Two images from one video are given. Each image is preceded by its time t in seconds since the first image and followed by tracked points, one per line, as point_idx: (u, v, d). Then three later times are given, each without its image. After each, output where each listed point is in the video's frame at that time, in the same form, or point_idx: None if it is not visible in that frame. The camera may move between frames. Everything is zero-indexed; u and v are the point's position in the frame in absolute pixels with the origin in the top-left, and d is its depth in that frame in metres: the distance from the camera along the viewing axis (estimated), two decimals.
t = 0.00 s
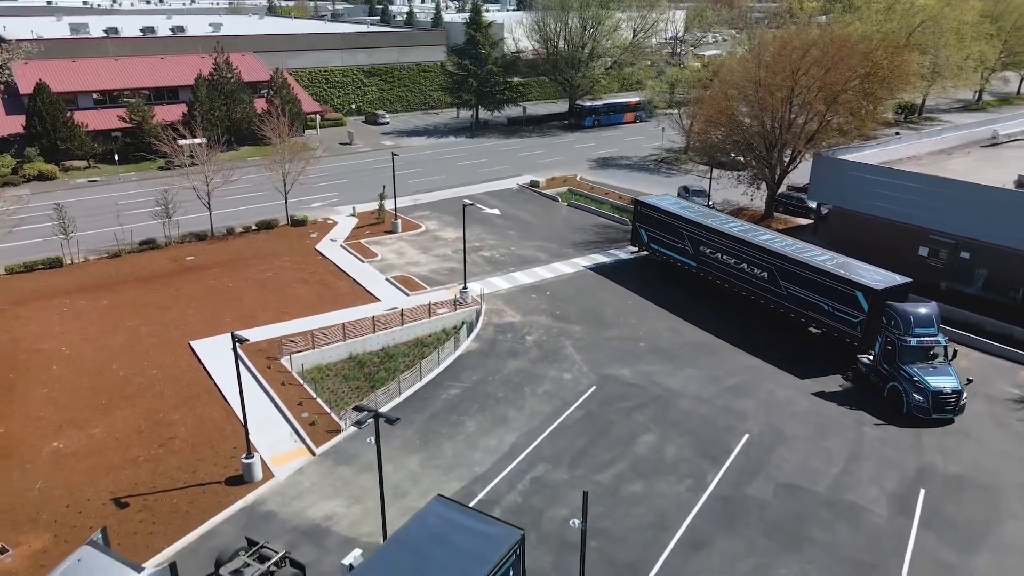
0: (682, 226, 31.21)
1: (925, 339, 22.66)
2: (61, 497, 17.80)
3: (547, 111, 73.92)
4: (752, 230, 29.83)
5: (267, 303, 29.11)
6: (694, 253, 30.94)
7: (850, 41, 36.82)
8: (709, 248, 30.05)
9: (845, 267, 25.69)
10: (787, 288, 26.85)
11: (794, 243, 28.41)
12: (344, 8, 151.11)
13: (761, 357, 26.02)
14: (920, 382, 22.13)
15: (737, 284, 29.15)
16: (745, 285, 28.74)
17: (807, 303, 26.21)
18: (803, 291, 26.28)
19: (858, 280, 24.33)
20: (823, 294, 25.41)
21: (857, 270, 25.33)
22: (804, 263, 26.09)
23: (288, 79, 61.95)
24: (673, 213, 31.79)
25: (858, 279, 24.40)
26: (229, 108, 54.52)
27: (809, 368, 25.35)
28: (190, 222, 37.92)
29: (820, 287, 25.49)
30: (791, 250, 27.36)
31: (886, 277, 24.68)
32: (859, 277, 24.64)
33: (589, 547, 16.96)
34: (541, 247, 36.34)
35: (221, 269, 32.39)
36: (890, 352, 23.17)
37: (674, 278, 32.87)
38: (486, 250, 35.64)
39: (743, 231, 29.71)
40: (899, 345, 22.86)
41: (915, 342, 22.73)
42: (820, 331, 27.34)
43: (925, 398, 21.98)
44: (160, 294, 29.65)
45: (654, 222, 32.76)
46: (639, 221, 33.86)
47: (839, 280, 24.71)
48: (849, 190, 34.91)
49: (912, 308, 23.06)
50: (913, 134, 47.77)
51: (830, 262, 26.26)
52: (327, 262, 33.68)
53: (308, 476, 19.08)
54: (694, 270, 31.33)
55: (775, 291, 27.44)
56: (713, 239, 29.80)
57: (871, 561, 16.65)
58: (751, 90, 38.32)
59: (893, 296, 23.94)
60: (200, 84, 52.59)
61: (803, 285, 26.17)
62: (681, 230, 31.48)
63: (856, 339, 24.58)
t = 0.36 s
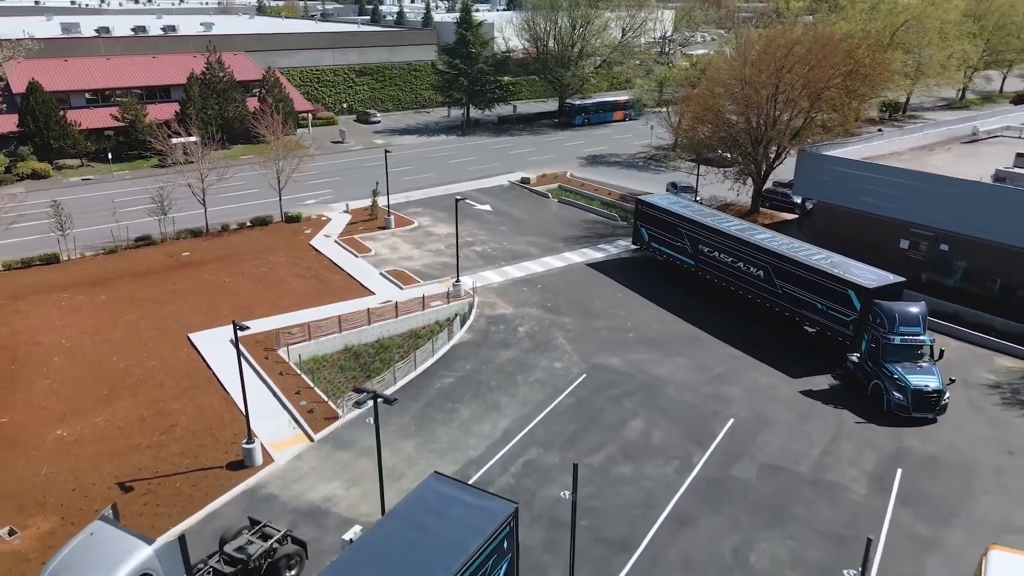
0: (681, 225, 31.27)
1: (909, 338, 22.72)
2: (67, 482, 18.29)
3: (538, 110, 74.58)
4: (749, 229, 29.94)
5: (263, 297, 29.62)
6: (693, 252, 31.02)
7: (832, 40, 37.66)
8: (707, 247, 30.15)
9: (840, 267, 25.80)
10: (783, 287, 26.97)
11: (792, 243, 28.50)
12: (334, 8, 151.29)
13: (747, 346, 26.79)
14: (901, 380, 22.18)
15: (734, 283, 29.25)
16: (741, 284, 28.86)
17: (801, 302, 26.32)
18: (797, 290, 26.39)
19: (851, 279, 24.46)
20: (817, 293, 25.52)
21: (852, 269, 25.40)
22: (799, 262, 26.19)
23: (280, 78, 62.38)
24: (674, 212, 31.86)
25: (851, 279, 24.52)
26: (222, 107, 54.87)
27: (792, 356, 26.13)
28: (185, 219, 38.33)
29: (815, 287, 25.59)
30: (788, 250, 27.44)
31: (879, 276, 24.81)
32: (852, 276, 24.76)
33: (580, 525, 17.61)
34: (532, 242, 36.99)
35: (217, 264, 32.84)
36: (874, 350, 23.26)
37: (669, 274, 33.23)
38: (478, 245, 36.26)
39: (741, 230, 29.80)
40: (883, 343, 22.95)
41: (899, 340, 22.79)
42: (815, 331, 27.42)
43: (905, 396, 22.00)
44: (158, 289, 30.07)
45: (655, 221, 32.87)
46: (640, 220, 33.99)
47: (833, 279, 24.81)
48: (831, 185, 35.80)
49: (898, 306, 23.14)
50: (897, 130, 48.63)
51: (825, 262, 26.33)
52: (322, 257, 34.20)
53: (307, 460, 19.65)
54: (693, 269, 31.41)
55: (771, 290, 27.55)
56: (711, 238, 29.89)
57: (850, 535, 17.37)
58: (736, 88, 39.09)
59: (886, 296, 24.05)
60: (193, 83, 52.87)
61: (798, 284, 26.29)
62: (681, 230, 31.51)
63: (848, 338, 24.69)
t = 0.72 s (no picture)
0: (682, 223, 31.39)
1: (895, 337, 22.84)
2: (74, 468, 18.78)
3: (532, 108, 75.14)
4: (749, 229, 30.02)
5: (261, 292, 30.08)
6: (693, 250, 31.14)
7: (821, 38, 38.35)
8: (707, 246, 30.28)
9: (836, 266, 25.87)
10: (780, 287, 27.04)
11: (791, 242, 28.59)
12: (328, 7, 151.40)
13: (736, 338, 27.45)
14: (884, 379, 22.30)
15: (733, 283, 29.36)
16: (740, 283, 29.00)
17: (798, 301, 26.41)
18: (794, 290, 26.48)
19: (846, 278, 24.53)
20: (813, 291, 25.60)
21: (848, 269, 25.45)
22: (796, 261, 26.27)
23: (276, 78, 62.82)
24: (675, 211, 31.97)
25: (846, 278, 24.60)
26: (218, 106, 55.25)
27: (780, 347, 26.79)
28: (184, 216, 38.77)
29: (811, 287, 25.67)
30: (787, 250, 27.49)
31: (875, 275, 24.88)
32: (847, 275, 24.84)
33: (575, 507, 18.20)
34: (527, 238, 37.54)
35: (217, 260, 33.30)
36: (860, 348, 23.40)
37: (664, 270, 33.68)
38: (474, 241, 36.82)
39: (740, 229, 29.89)
40: (869, 341, 23.08)
41: (885, 339, 22.90)
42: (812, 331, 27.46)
43: (887, 394, 22.12)
44: (158, 284, 30.51)
45: (657, 220, 33.07)
46: (643, 219, 34.21)
47: (829, 278, 24.91)
48: (819, 181, 36.65)
49: (886, 305, 23.27)
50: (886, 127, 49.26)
51: (823, 261, 26.39)
52: (320, 253, 34.70)
53: (309, 447, 20.18)
54: (693, 268, 31.56)
55: (768, 289, 27.66)
56: (711, 237, 29.99)
57: (835, 515, 18.00)
58: (728, 86, 39.71)
59: (880, 295, 24.14)
60: (190, 82, 53.20)
61: (795, 283, 26.37)
62: (682, 229, 31.61)
63: (842, 338, 24.75)
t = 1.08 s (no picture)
0: (682, 222, 31.57)
1: (876, 335, 22.81)
2: (81, 454, 19.32)
3: (525, 107, 75.80)
4: (746, 228, 30.08)
5: (260, 286, 30.64)
6: (692, 249, 31.29)
7: (807, 36, 39.19)
8: (705, 245, 30.42)
9: (828, 265, 25.88)
10: (773, 285, 27.08)
11: (787, 242, 28.59)
12: (320, 7, 151.58)
13: (725, 328, 28.18)
14: (861, 375, 22.30)
15: (731, 282, 29.42)
16: (737, 282, 29.07)
17: (791, 301, 26.40)
18: (787, 289, 26.48)
19: (836, 277, 24.52)
20: (805, 290, 25.60)
21: (840, 269, 25.39)
22: (788, 260, 26.30)
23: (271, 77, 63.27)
24: (677, 211, 32.15)
25: (836, 276, 24.58)
26: (213, 104, 55.65)
27: (767, 337, 27.53)
28: (181, 213, 39.22)
29: (802, 285, 25.69)
30: (781, 249, 27.52)
31: (867, 275, 24.76)
32: (839, 274, 24.84)
33: (568, 489, 18.86)
34: (521, 233, 38.19)
35: (215, 255, 33.82)
36: (841, 345, 23.44)
37: (654, 264, 34.41)
38: (468, 236, 37.45)
39: (738, 229, 29.96)
40: (849, 339, 23.12)
41: (865, 337, 22.90)
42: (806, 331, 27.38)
43: (863, 391, 22.10)
44: (157, 279, 31.00)
45: (658, 218, 33.30)
46: (645, 218, 34.49)
47: (819, 276, 24.93)
48: (805, 177, 37.54)
49: (870, 304, 23.26)
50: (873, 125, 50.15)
51: (816, 260, 26.38)
52: (316, 248, 35.24)
53: (309, 434, 20.77)
54: (692, 267, 31.67)
55: (762, 288, 27.71)
56: (710, 236, 30.12)
57: (817, 495, 18.74)
58: (717, 83, 40.51)
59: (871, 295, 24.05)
60: (186, 81, 53.60)
61: (787, 281, 26.40)
62: (682, 228, 31.77)
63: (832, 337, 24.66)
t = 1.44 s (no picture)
0: (677, 220, 31.79)
1: (853, 333, 23.11)
2: (85, 442, 19.80)
3: (515, 106, 76.43)
4: (741, 227, 30.18)
5: (256, 281, 31.11)
6: (687, 247, 31.52)
7: (792, 35, 40.01)
8: (699, 243, 30.62)
9: (815, 263, 25.97)
10: (762, 283, 27.21)
11: (779, 240, 28.63)
12: (310, 7, 151.71)
13: (712, 320, 28.92)
14: (834, 372, 22.57)
15: (724, 281, 29.55)
16: (729, 281, 29.21)
17: (779, 298, 26.49)
18: (776, 287, 26.55)
19: (822, 275, 24.63)
20: (792, 288, 25.71)
21: (828, 267, 25.44)
22: (776, 257, 26.40)
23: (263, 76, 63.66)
24: (674, 210, 32.30)
25: (822, 274, 24.72)
26: (205, 103, 55.98)
27: (753, 328, 28.28)
28: (175, 210, 39.61)
29: (789, 283, 25.83)
30: (771, 247, 27.58)
31: (854, 274, 24.78)
32: (825, 272, 24.92)
33: (560, 471, 19.52)
34: (512, 229, 38.80)
35: (210, 251, 34.25)
36: (819, 343, 23.79)
37: (643, 258, 35.13)
38: (461, 232, 38.05)
39: (732, 227, 30.06)
40: (825, 335, 23.49)
41: (842, 334, 23.21)
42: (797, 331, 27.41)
43: (835, 387, 22.36)
44: (154, 274, 31.40)
45: (655, 217, 33.50)
46: (643, 216, 34.70)
47: (806, 274, 25.06)
48: (790, 173, 38.33)
49: (849, 302, 23.55)
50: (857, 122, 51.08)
51: (804, 258, 26.45)
52: (311, 244, 35.75)
53: (308, 421, 21.34)
54: (687, 266, 31.87)
55: (752, 286, 27.81)
56: (703, 234, 30.35)
57: (799, 475, 19.48)
58: (705, 80, 41.29)
59: (856, 293, 24.14)
60: (178, 80, 53.92)
61: (776, 279, 26.51)
62: (678, 226, 31.97)
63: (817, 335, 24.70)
